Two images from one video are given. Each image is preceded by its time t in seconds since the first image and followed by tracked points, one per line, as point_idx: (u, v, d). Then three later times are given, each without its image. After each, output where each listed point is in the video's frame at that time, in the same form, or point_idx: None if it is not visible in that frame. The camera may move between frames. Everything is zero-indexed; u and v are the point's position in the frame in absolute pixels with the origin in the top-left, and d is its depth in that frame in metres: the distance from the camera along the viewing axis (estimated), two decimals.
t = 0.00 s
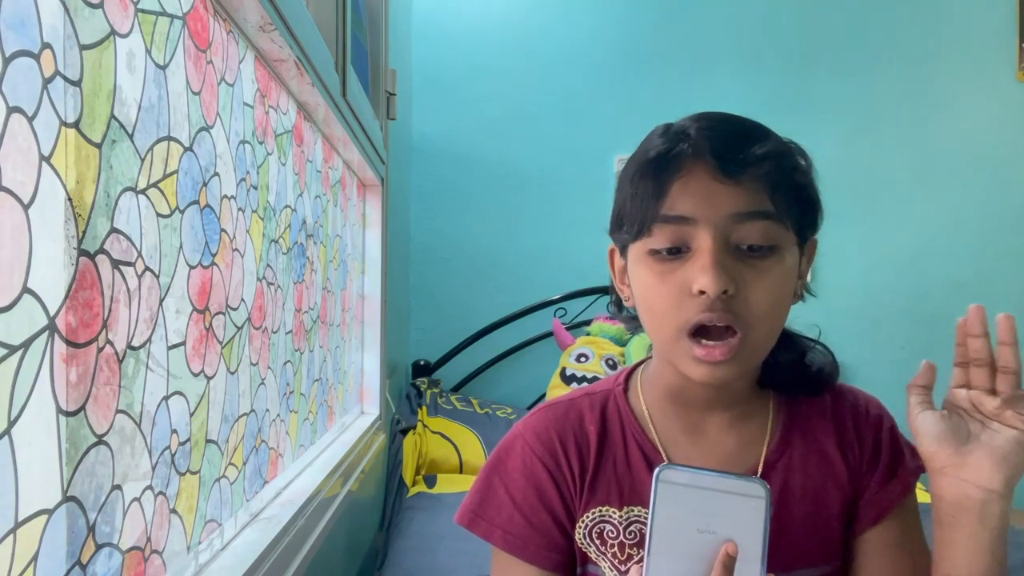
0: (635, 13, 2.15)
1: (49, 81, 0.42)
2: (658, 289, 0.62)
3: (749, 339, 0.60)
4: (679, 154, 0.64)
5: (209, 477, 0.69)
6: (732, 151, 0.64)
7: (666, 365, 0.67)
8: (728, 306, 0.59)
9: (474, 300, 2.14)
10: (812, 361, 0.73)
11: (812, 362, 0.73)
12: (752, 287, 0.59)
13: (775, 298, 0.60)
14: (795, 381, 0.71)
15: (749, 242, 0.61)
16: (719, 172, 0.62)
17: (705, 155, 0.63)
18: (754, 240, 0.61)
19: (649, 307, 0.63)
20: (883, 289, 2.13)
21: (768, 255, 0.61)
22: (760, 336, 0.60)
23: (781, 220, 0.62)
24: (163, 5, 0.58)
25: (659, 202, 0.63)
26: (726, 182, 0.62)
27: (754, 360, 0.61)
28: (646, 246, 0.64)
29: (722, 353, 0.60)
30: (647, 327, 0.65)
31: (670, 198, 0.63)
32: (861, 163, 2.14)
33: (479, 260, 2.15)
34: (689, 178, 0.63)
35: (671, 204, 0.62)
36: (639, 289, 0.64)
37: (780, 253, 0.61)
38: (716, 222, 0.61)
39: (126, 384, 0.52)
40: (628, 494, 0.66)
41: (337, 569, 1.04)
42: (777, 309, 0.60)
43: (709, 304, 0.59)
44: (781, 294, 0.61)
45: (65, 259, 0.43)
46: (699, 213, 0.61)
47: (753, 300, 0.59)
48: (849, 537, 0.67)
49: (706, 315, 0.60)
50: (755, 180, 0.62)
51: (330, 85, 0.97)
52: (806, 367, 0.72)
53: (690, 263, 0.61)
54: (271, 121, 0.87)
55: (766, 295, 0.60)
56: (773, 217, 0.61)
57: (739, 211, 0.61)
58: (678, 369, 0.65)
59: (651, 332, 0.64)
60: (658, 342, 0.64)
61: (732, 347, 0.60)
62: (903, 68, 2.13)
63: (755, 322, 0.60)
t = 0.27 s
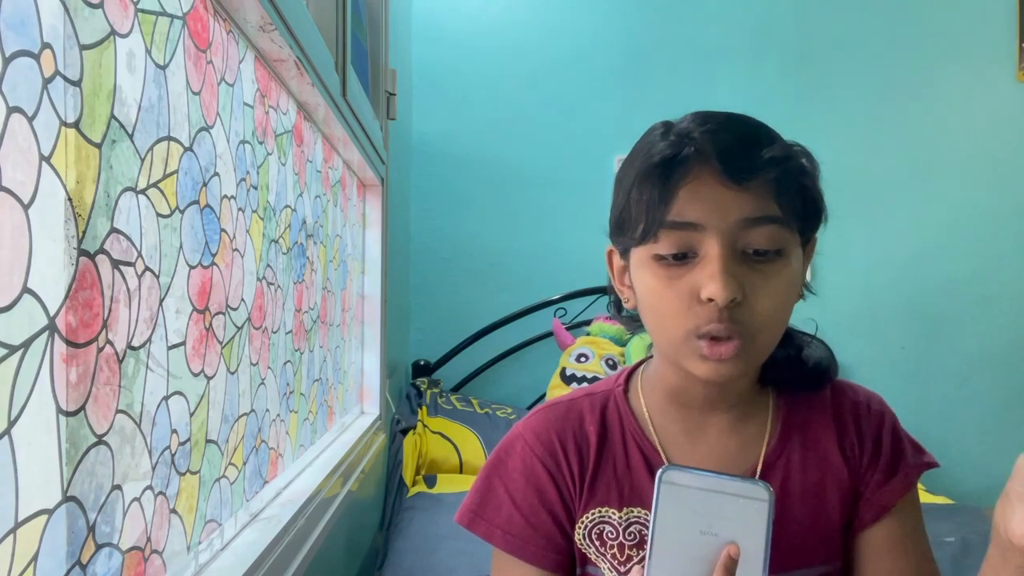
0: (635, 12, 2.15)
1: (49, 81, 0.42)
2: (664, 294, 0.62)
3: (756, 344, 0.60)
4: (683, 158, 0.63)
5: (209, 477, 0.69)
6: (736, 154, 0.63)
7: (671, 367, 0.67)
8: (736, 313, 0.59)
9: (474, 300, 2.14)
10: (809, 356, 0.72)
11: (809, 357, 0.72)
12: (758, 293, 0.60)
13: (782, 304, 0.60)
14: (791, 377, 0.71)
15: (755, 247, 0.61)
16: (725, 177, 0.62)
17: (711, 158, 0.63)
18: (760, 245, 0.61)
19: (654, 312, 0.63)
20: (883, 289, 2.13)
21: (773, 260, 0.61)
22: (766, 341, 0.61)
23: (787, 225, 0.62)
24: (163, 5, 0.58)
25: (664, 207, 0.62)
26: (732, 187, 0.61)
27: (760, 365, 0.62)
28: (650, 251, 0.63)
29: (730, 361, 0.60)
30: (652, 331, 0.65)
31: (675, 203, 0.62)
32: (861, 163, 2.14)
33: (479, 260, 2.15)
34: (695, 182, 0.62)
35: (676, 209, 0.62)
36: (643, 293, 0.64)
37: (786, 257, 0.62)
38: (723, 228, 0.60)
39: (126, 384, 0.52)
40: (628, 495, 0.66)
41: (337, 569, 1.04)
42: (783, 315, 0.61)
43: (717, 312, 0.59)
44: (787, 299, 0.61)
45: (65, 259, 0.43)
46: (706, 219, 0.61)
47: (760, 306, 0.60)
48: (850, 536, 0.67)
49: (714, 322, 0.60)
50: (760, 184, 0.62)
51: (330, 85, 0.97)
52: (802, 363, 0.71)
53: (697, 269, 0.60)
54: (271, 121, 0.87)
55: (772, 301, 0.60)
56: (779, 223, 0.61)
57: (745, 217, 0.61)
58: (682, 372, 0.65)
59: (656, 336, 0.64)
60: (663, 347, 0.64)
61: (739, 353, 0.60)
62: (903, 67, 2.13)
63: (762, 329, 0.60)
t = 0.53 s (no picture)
0: (635, 13, 2.15)
1: (49, 81, 0.42)
2: (664, 296, 0.62)
3: (758, 342, 0.60)
4: (676, 159, 0.63)
5: (209, 477, 0.69)
6: (729, 153, 0.63)
7: (671, 369, 0.67)
8: (737, 312, 0.59)
9: (474, 300, 2.14)
10: (807, 354, 0.73)
11: (806, 355, 0.73)
12: (758, 291, 0.60)
13: (781, 301, 0.60)
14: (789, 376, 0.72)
15: (753, 245, 0.61)
16: (719, 176, 0.62)
17: (704, 158, 0.63)
18: (758, 243, 0.61)
19: (654, 314, 0.63)
20: (883, 289, 2.13)
21: (772, 257, 0.61)
22: (767, 338, 0.61)
23: (783, 221, 0.62)
24: (163, 5, 0.58)
25: (659, 208, 0.62)
26: (727, 186, 0.61)
27: (762, 362, 0.62)
28: (648, 252, 0.63)
29: (733, 359, 0.60)
30: (651, 333, 0.65)
31: (672, 204, 0.62)
32: (860, 163, 2.14)
33: (479, 260, 2.15)
34: (690, 182, 0.62)
35: (672, 210, 0.62)
36: (642, 295, 0.64)
37: (783, 253, 0.62)
38: (720, 228, 0.60)
39: (126, 384, 0.52)
40: (628, 496, 0.66)
41: (337, 569, 1.04)
42: (784, 311, 0.61)
43: (718, 311, 0.59)
44: (787, 296, 0.61)
45: (65, 259, 0.43)
46: (704, 219, 0.61)
47: (760, 303, 0.60)
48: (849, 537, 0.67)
49: (715, 321, 0.60)
50: (755, 182, 0.62)
51: (330, 85, 0.97)
52: (800, 361, 0.72)
53: (697, 269, 0.60)
54: (271, 121, 0.87)
55: (772, 298, 0.60)
56: (775, 219, 0.61)
57: (742, 215, 0.61)
58: (683, 373, 0.65)
59: (656, 337, 0.64)
60: (664, 348, 0.64)
61: (741, 351, 0.60)
62: (903, 67, 2.13)
63: (763, 326, 0.60)
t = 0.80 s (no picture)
0: (634, 13, 2.15)
1: (49, 81, 0.42)
2: (654, 297, 0.62)
3: (750, 339, 0.60)
4: (660, 161, 0.64)
5: (209, 477, 0.69)
6: (712, 153, 0.63)
7: (664, 369, 0.67)
8: (728, 310, 0.59)
9: (474, 300, 2.14)
10: (798, 349, 0.74)
11: (798, 350, 0.74)
12: (749, 289, 0.60)
13: (771, 297, 0.61)
14: (781, 371, 0.72)
15: (741, 243, 0.61)
16: (703, 176, 0.62)
17: (688, 160, 0.63)
18: (745, 240, 0.61)
19: (646, 316, 0.63)
20: (883, 289, 2.13)
21: (760, 255, 0.61)
22: (758, 335, 0.61)
23: (769, 218, 0.63)
24: (163, 5, 0.58)
25: (647, 211, 0.62)
26: (711, 186, 0.62)
27: (754, 359, 0.62)
28: (639, 256, 0.63)
29: (726, 357, 0.60)
30: (644, 334, 0.65)
31: (659, 206, 0.62)
32: (860, 163, 2.14)
33: (479, 260, 2.15)
34: (676, 184, 0.62)
35: (659, 212, 0.62)
36: (634, 297, 0.64)
37: (771, 250, 0.62)
38: (707, 227, 0.61)
39: (126, 384, 0.52)
40: (626, 495, 0.66)
41: (337, 569, 1.04)
42: (775, 308, 0.61)
43: (709, 310, 0.59)
44: (777, 292, 0.61)
45: (65, 259, 0.43)
46: (691, 220, 0.61)
47: (751, 301, 0.60)
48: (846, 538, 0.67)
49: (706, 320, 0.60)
50: (739, 180, 0.62)
51: (330, 85, 0.97)
52: (791, 356, 0.73)
53: (687, 270, 0.60)
54: (271, 121, 0.87)
55: (763, 295, 0.60)
56: (761, 216, 0.61)
57: (728, 214, 0.61)
58: (677, 373, 0.65)
59: (649, 339, 0.64)
60: (657, 349, 0.64)
61: (733, 348, 0.60)
62: (903, 67, 2.13)
63: (754, 323, 0.60)
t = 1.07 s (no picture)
0: (635, 13, 2.15)
1: (49, 81, 0.42)
2: (649, 301, 0.62)
3: (745, 339, 0.60)
4: (652, 166, 0.63)
5: (209, 477, 0.69)
6: (702, 156, 0.63)
7: (661, 370, 0.67)
8: (722, 312, 0.59)
9: (474, 300, 2.14)
10: (791, 343, 0.74)
11: (792, 344, 0.74)
12: (743, 290, 0.60)
13: (765, 297, 0.61)
14: (774, 366, 0.73)
15: (734, 244, 0.61)
16: (694, 180, 0.62)
17: (678, 164, 0.63)
18: (738, 242, 0.61)
19: (641, 319, 0.63)
20: (883, 289, 2.13)
21: (753, 255, 0.61)
22: (753, 336, 0.61)
23: (761, 218, 0.62)
24: (163, 5, 0.58)
25: (640, 216, 0.62)
26: (702, 189, 0.61)
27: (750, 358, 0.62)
28: (633, 260, 0.63)
29: (722, 358, 0.60)
30: (640, 336, 0.65)
31: (651, 211, 0.62)
32: (860, 163, 2.13)
33: (480, 260, 2.14)
34: (667, 188, 0.62)
35: (651, 217, 0.62)
36: (629, 300, 0.64)
37: (764, 250, 0.62)
38: (700, 231, 0.61)
39: (126, 384, 0.52)
40: (625, 494, 0.66)
41: (337, 569, 1.04)
42: (769, 307, 0.61)
43: (704, 312, 0.59)
44: (770, 292, 0.61)
45: (65, 259, 0.43)
46: (684, 224, 0.61)
47: (746, 301, 0.60)
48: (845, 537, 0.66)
49: (701, 322, 0.60)
50: (730, 183, 0.62)
51: (331, 85, 0.97)
52: (784, 349, 0.73)
53: (681, 273, 0.60)
54: (271, 121, 0.87)
55: (756, 295, 0.60)
56: (753, 218, 0.61)
57: (720, 217, 0.61)
58: (673, 373, 0.65)
59: (646, 341, 0.64)
60: (654, 351, 0.64)
61: (728, 350, 0.60)
62: (903, 67, 2.13)
63: (749, 323, 0.60)
